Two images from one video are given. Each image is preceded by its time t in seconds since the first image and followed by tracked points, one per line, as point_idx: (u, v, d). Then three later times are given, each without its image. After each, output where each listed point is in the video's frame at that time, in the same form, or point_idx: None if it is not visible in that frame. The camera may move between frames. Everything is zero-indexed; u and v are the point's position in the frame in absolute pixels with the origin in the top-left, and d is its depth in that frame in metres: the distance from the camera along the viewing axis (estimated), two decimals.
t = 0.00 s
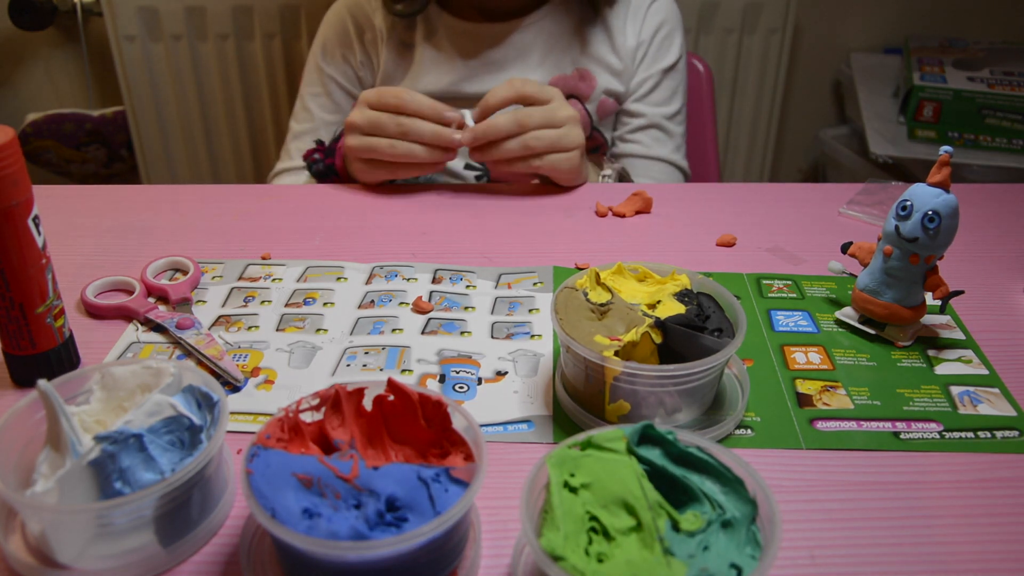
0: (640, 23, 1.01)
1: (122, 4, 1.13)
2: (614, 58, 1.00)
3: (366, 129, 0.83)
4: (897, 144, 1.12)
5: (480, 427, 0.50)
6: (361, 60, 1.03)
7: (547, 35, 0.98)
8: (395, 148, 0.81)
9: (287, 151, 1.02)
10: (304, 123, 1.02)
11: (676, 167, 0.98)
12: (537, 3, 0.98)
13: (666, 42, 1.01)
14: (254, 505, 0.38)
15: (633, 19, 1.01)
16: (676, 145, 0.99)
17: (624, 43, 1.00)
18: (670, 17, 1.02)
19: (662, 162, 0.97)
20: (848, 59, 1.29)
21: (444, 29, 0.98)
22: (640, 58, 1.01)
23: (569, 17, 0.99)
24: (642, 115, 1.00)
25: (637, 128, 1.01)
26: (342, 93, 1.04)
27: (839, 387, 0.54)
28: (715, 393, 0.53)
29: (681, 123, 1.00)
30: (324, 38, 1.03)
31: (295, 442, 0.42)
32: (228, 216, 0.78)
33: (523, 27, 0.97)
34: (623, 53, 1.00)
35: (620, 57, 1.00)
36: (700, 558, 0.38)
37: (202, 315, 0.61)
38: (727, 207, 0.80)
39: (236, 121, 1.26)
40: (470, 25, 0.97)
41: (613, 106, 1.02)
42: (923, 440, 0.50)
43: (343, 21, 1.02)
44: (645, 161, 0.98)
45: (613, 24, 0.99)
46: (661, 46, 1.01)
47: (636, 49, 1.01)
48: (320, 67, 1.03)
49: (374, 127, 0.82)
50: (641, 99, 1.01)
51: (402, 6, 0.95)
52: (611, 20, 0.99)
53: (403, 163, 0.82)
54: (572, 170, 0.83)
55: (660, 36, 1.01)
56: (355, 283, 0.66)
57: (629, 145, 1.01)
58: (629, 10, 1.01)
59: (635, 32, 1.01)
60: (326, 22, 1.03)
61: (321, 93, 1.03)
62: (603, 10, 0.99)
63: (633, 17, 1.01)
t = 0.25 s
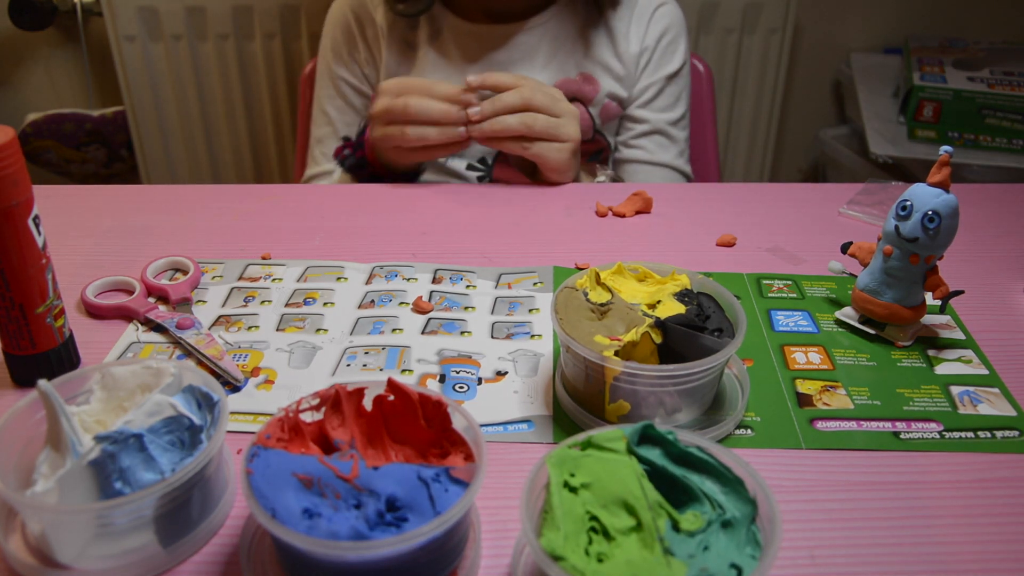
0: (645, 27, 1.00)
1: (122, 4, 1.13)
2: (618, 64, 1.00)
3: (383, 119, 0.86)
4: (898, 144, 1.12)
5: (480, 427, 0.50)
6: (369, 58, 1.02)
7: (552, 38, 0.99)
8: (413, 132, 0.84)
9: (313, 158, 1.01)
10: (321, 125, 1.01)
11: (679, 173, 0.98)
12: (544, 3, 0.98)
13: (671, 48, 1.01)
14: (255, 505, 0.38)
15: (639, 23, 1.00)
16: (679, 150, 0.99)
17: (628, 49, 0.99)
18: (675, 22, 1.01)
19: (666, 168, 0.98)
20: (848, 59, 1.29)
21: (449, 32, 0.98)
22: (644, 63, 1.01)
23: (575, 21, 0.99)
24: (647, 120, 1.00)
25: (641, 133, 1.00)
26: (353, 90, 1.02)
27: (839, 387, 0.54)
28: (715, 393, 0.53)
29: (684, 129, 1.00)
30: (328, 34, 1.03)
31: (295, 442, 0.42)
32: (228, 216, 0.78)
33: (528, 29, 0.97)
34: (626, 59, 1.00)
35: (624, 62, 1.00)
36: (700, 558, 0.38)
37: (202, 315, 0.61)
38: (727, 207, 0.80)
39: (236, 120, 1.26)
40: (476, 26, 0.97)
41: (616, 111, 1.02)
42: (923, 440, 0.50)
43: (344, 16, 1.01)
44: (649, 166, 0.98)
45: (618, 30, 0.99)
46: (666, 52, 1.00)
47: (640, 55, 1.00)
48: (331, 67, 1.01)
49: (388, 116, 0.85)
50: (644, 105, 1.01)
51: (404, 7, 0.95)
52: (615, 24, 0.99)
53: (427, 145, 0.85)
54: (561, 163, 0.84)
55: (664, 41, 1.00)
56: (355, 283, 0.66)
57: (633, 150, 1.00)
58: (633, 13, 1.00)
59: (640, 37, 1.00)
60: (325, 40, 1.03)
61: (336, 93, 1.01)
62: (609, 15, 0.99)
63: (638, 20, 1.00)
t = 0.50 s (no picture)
0: (645, 30, 1.01)
1: (122, 4, 1.13)
2: (619, 66, 1.00)
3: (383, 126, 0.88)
4: (898, 144, 1.12)
5: (480, 427, 0.50)
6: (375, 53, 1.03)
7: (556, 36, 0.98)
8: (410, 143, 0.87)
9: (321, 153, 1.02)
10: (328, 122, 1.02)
11: (683, 174, 0.98)
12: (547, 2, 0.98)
13: (673, 50, 1.01)
14: (254, 505, 0.38)
15: (640, 26, 1.01)
16: (683, 151, 0.99)
17: (630, 51, 1.00)
18: (679, 24, 1.02)
19: (670, 169, 0.98)
20: (848, 59, 1.29)
21: (453, 29, 0.98)
22: (646, 65, 1.01)
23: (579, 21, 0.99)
24: (649, 122, 1.00)
25: (643, 135, 1.01)
26: (360, 86, 1.02)
27: (839, 387, 0.54)
28: (715, 393, 0.53)
29: (688, 130, 1.01)
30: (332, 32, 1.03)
31: (295, 442, 0.42)
32: (228, 215, 0.78)
33: (532, 27, 0.97)
34: (628, 61, 1.00)
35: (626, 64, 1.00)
36: (700, 558, 0.38)
37: (202, 315, 0.61)
38: (726, 207, 0.80)
39: (235, 120, 1.26)
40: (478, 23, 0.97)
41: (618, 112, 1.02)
42: (923, 440, 0.50)
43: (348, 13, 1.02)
44: (653, 167, 0.98)
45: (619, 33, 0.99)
46: (668, 54, 1.01)
47: (641, 57, 1.01)
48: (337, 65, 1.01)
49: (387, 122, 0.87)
50: (647, 107, 1.01)
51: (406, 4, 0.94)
52: (617, 25, 0.99)
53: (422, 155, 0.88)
54: (561, 163, 0.84)
55: (666, 44, 1.01)
56: (355, 283, 0.66)
57: (636, 151, 1.01)
58: (636, 14, 1.01)
59: (641, 39, 1.01)
60: (329, 38, 1.03)
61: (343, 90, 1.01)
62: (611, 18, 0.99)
63: (640, 22, 1.01)
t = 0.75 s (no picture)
0: (648, 32, 1.00)
1: (121, 4, 1.13)
2: (621, 68, 1.00)
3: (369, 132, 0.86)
4: (897, 144, 1.12)
5: (480, 426, 0.50)
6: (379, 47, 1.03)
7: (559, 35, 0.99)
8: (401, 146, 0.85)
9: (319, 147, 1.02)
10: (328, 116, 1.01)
11: (685, 176, 0.98)
12: (552, 0, 0.98)
13: (676, 51, 1.00)
14: (254, 505, 0.38)
15: (642, 27, 1.00)
16: (684, 152, 0.99)
17: (632, 52, 1.00)
18: (681, 25, 1.01)
19: (672, 170, 0.98)
20: (848, 59, 1.29)
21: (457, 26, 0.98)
22: (648, 66, 1.01)
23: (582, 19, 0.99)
24: (651, 124, 1.00)
25: (645, 136, 1.01)
26: (362, 81, 1.02)
27: (839, 387, 0.54)
28: (715, 393, 0.53)
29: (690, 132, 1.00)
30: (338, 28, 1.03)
31: (295, 442, 0.42)
32: (228, 215, 0.78)
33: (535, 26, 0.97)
34: (630, 62, 1.00)
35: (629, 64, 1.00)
36: (700, 558, 0.38)
37: (202, 314, 0.61)
38: (726, 207, 0.80)
39: (235, 120, 1.26)
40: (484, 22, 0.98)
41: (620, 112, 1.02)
42: (923, 440, 0.50)
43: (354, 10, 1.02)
44: (654, 168, 0.98)
45: (620, 34, 0.99)
46: (670, 55, 1.00)
47: (643, 58, 1.01)
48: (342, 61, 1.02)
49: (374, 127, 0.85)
50: (648, 108, 1.01)
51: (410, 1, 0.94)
52: (619, 26, 0.99)
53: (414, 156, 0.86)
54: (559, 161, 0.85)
55: (669, 45, 1.00)
56: (355, 283, 0.66)
57: (638, 152, 1.00)
58: (638, 16, 1.01)
59: (643, 41, 1.00)
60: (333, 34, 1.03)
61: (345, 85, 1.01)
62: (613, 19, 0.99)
63: (641, 24, 1.00)
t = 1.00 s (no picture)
0: (649, 28, 1.00)
1: (122, 4, 1.13)
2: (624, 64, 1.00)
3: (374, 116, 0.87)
4: (897, 144, 1.12)
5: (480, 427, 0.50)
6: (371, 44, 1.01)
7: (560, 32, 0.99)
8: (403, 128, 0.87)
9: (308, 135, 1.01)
10: (322, 106, 1.01)
11: (690, 170, 0.98)
12: None
13: (678, 46, 1.01)
14: (255, 505, 0.38)
15: (643, 22, 1.00)
16: (688, 147, 0.99)
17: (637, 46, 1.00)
18: (681, 22, 1.01)
19: (676, 165, 0.97)
20: (848, 59, 1.29)
21: (461, 21, 0.98)
22: (650, 61, 1.01)
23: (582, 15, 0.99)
24: (655, 118, 1.00)
25: (648, 130, 1.01)
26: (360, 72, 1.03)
27: (839, 387, 0.54)
28: (715, 394, 0.53)
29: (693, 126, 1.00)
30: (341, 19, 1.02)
31: (296, 442, 0.42)
32: (228, 215, 0.78)
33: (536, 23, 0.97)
34: (632, 57, 1.00)
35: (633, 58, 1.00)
36: (700, 558, 0.38)
37: (202, 315, 0.61)
38: (726, 207, 0.80)
39: (234, 119, 1.25)
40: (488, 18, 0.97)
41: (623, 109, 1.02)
42: (923, 440, 0.50)
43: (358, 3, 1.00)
44: (659, 162, 0.98)
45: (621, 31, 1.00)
46: (672, 50, 1.00)
47: (646, 54, 1.01)
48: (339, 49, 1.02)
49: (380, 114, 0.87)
50: (651, 102, 1.01)
51: None
52: (620, 23, 0.99)
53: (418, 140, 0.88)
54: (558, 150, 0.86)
55: (670, 40, 1.01)
56: (355, 283, 0.66)
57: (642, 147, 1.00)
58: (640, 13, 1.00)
59: (646, 37, 1.00)
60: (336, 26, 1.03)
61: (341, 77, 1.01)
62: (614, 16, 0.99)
63: (643, 20, 1.00)
